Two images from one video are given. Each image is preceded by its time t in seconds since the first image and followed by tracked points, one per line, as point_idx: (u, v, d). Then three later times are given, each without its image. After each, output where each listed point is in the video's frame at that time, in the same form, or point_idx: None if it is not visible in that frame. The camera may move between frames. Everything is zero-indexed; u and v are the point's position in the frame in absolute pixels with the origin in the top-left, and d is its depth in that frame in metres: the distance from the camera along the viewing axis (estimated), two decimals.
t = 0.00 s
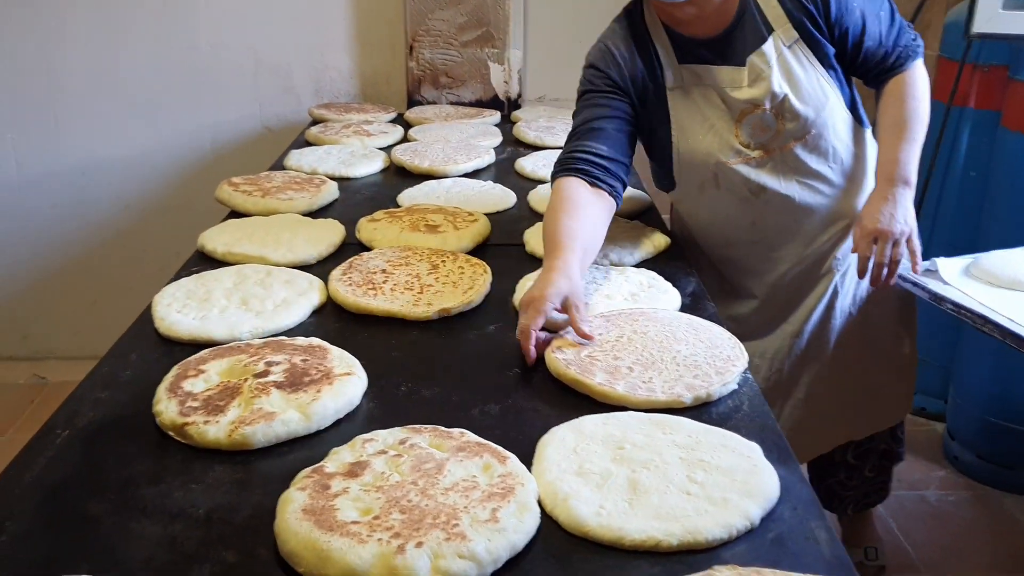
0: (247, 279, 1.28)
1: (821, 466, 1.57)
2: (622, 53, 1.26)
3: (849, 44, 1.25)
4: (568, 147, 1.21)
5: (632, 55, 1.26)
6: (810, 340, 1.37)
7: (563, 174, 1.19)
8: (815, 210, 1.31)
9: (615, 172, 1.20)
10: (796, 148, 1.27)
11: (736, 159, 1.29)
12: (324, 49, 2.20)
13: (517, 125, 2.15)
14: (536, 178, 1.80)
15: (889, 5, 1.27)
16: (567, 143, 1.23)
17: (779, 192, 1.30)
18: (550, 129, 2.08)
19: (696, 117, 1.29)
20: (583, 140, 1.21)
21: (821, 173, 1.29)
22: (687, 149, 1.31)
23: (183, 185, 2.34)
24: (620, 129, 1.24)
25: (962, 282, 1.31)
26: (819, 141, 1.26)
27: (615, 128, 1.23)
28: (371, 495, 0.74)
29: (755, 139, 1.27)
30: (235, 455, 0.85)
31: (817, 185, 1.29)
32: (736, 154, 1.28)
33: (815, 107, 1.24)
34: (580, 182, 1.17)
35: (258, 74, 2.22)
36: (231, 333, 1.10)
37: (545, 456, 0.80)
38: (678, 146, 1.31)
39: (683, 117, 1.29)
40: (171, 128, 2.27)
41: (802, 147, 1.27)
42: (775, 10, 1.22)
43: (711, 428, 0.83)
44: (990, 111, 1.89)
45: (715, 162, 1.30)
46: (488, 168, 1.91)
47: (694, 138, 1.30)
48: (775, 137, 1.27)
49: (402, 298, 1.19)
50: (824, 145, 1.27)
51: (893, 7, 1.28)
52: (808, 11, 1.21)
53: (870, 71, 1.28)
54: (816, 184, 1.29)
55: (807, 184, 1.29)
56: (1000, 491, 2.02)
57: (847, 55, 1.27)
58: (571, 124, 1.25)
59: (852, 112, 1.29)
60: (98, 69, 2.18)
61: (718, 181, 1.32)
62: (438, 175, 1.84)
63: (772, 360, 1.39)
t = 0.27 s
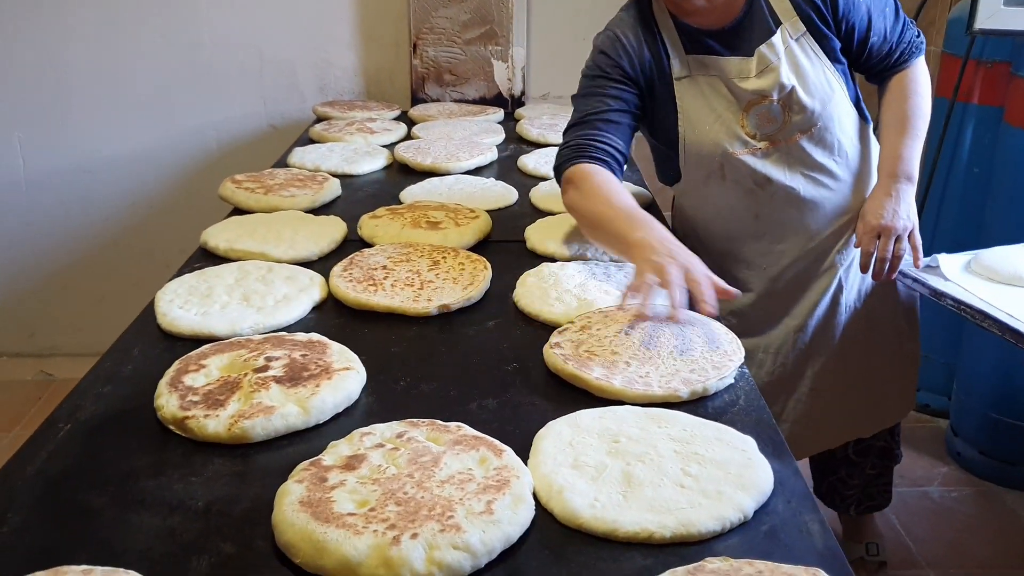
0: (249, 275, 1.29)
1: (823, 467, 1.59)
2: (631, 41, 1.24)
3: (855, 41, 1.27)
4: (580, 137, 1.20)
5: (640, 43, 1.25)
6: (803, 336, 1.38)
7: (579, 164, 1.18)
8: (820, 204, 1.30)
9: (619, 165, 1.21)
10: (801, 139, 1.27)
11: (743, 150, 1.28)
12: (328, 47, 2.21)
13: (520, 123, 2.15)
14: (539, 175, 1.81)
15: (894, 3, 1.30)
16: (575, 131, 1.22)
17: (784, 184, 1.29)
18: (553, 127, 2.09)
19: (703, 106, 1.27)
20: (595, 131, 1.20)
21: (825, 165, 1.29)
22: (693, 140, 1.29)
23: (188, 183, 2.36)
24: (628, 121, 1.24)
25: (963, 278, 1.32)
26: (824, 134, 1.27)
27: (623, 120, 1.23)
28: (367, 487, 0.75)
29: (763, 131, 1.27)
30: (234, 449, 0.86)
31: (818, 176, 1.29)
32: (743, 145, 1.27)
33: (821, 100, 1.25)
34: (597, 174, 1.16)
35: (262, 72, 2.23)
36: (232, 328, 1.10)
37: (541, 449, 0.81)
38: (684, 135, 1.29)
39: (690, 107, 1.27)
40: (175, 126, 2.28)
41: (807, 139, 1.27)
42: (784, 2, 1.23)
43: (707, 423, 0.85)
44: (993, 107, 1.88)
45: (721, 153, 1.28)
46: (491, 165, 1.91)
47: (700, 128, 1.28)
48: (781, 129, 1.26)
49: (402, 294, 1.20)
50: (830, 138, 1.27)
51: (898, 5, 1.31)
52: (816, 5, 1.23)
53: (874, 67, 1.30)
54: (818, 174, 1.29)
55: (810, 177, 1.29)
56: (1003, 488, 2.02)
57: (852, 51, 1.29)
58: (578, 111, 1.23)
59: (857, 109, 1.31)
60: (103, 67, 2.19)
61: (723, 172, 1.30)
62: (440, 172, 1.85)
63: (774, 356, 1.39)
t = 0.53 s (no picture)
0: (252, 271, 1.29)
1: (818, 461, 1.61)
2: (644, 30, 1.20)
3: (864, 34, 1.28)
4: (589, 126, 1.15)
5: (654, 33, 1.21)
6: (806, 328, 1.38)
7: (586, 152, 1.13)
8: (827, 195, 1.31)
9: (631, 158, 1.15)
10: (811, 130, 1.26)
11: (754, 141, 1.26)
12: (330, 44, 2.22)
13: (523, 119, 2.15)
14: (541, 172, 1.81)
15: None
16: (587, 122, 1.16)
17: (794, 176, 1.28)
18: (555, 123, 2.09)
19: (715, 97, 1.25)
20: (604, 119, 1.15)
21: (833, 156, 1.29)
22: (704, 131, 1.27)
23: (191, 180, 2.36)
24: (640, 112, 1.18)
25: (964, 272, 1.32)
26: (834, 126, 1.27)
27: (634, 111, 1.17)
28: (371, 479, 0.76)
29: (774, 123, 1.26)
30: (239, 442, 0.87)
31: (826, 167, 1.30)
32: (754, 136, 1.26)
33: (831, 91, 1.25)
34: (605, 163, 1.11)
35: (265, 70, 2.23)
36: (236, 324, 1.11)
37: (543, 442, 0.82)
38: (696, 126, 1.26)
39: (702, 98, 1.24)
40: (179, 124, 2.28)
41: (817, 131, 1.26)
42: None
43: (708, 415, 0.86)
44: (995, 102, 1.88)
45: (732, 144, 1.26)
46: (494, 162, 1.92)
47: (710, 119, 1.26)
48: (792, 120, 1.25)
49: (405, 290, 1.20)
50: (839, 129, 1.27)
51: None
52: None
53: (880, 60, 1.33)
54: (826, 165, 1.30)
55: (818, 167, 1.29)
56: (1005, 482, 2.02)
57: (860, 43, 1.30)
58: (589, 103, 1.18)
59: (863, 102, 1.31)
60: (106, 66, 2.20)
61: (733, 163, 1.29)
62: (443, 169, 1.85)
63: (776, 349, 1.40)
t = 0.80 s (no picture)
0: (255, 268, 1.30)
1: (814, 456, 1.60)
2: (655, 18, 1.23)
3: (878, 32, 1.29)
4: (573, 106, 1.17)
5: (665, 23, 1.23)
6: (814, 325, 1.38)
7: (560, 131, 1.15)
8: (839, 190, 1.31)
9: (613, 139, 1.15)
10: (826, 125, 1.27)
11: (770, 134, 1.26)
12: (332, 42, 2.22)
13: (524, 117, 2.16)
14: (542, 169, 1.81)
15: None
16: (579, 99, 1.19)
17: (807, 170, 1.28)
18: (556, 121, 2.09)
19: (732, 91, 1.25)
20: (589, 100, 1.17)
21: (847, 152, 1.29)
22: (721, 123, 1.26)
23: (193, 178, 2.36)
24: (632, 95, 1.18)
25: (965, 270, 1.32)
26: (847, 121, 1.28)
27: (627, 94, 1.18)
28: (375, 474, 0.76)
29: (789, 117, 1.26)
30: (243, 437, 0.87)
31: (839, 162, 1.30)
32: (770, 129, 1.26)
33: (847, 86, 1.25)
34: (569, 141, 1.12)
35: (266, 68, 2.23)
36: (240, 320, 1.12)
37: (545, 437, 0.83)
38: (714, 117, 1.26)
39: (717, 90, 1.25)
40: (181, 122, 2.29)
41: (832, 125, 1.27)
42: None
43: (711, 410, 0.86)
44: (996, 100, 1.88)
45: (749, 136, 1.26)
46: (495, 160, 1.92)
47: (724, 112, 1.26)
48: (807, 114, 1.26)
49: (408, 286, 1.21)
50: (852, 125, 1.28)
51: None
52: None
53: (891, 58, 1.34)
54: (839, 160, 1.30)
55: (832, 162, 1.29)
56: (1006, 479, 2.02)
57: (873, 42, 1.31)
58: (587, 82, 1.21)
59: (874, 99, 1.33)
60: (108, 64, 2.20)
61: (749, 156, 1.28)
62: (444, 166, 1.86)
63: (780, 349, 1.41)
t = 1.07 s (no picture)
0: (259, 269, 1.30)
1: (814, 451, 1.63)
2: (666, 24, 1.20)
3: (883, 33, 1.29)
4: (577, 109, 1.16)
5: (676, 27, 1.21)
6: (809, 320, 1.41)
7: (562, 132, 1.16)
8: (846, 190, 1.32)
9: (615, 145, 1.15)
10: (834, 128, 1.27)
11: (778, 137, 1.26)
12: (334, 43, 2.22)
13: (526, 117, 2.16)
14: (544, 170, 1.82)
15: None
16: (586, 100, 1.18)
17: (816, 171, 1.29)
18: (558, 121, 2.10)
19: (742, 94, 1.25)
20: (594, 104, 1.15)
21: (854, 153, 1.30)
22: (730, 127, 1.27)
23: (196, 179, 2.37)
24: (639, 99, 1.17)
25: (968, 270, 1.33)
26: (854, 123, 1.28)
27: (635, 98, 1.16)
28: (380, 474, 0.77)
29: (797, 121, 1.26)
30: (248, 438, 0.88)
31: (846, 163, 1.31)
32: (778, 132, 1.26)
33: (855, 88, 1.26)
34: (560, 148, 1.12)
35: (269, 69, 2.24)
36: (244, 320, 1.12)
37: (550, 437, 0.83)
38: (722, 121, 1.27)
39: (728, 94, 1.25)
40: (183, 123, 2.29)
41: (840, 127, 1.28)
42: None
43: (714, 411, 0.86)
44: (998, 99, 1.89)
45: (758, 139, 1.27)
46: (497, 160, 1.92)
47: (734, 116, 1.26)
48: (815, 117, 1.26)
49: (411, 287, 1.21)
50: (859, 126, 1.29)
51: None
52: None
53: (894, 57, 1.34)
54: (847, 161, 1.31)
55: (839, 164, 1.30)
56: (1008, 479, 2.03)
57: (877, 43, 1.31)
58: (594, 83, 1.20)
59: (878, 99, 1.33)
60: (112, 65, 2.21)
61: (758, 159, 1.29)
62: (447, 167, 1.86)
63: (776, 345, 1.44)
